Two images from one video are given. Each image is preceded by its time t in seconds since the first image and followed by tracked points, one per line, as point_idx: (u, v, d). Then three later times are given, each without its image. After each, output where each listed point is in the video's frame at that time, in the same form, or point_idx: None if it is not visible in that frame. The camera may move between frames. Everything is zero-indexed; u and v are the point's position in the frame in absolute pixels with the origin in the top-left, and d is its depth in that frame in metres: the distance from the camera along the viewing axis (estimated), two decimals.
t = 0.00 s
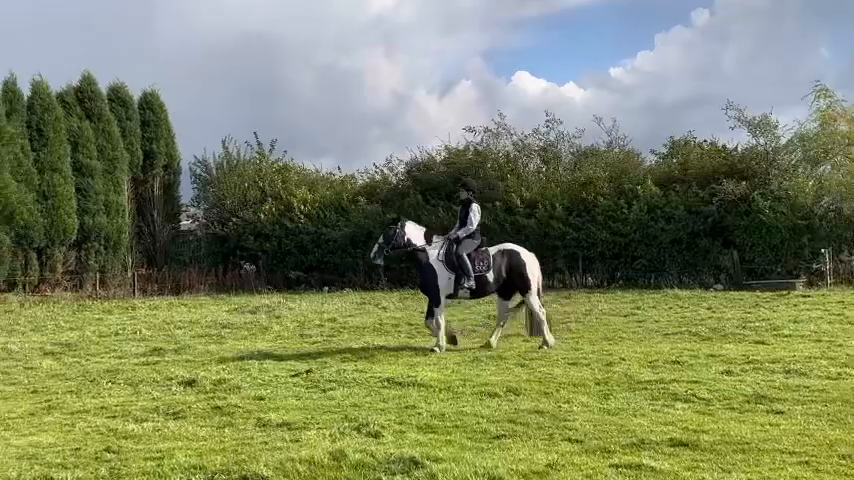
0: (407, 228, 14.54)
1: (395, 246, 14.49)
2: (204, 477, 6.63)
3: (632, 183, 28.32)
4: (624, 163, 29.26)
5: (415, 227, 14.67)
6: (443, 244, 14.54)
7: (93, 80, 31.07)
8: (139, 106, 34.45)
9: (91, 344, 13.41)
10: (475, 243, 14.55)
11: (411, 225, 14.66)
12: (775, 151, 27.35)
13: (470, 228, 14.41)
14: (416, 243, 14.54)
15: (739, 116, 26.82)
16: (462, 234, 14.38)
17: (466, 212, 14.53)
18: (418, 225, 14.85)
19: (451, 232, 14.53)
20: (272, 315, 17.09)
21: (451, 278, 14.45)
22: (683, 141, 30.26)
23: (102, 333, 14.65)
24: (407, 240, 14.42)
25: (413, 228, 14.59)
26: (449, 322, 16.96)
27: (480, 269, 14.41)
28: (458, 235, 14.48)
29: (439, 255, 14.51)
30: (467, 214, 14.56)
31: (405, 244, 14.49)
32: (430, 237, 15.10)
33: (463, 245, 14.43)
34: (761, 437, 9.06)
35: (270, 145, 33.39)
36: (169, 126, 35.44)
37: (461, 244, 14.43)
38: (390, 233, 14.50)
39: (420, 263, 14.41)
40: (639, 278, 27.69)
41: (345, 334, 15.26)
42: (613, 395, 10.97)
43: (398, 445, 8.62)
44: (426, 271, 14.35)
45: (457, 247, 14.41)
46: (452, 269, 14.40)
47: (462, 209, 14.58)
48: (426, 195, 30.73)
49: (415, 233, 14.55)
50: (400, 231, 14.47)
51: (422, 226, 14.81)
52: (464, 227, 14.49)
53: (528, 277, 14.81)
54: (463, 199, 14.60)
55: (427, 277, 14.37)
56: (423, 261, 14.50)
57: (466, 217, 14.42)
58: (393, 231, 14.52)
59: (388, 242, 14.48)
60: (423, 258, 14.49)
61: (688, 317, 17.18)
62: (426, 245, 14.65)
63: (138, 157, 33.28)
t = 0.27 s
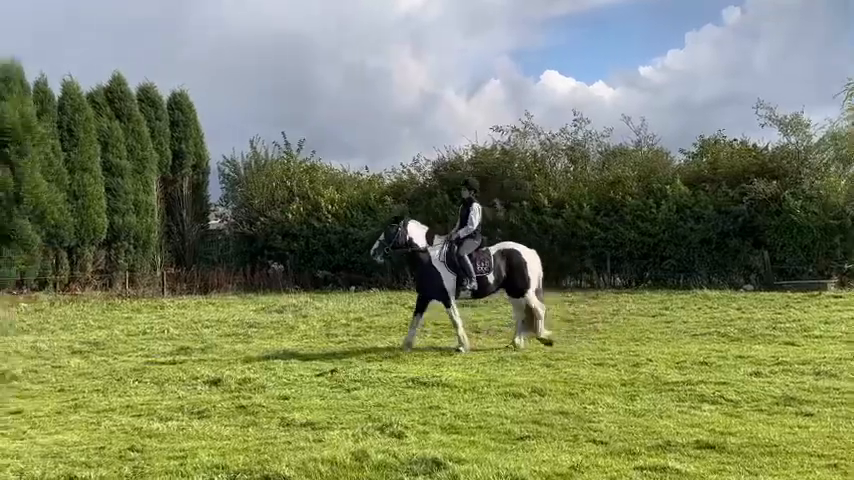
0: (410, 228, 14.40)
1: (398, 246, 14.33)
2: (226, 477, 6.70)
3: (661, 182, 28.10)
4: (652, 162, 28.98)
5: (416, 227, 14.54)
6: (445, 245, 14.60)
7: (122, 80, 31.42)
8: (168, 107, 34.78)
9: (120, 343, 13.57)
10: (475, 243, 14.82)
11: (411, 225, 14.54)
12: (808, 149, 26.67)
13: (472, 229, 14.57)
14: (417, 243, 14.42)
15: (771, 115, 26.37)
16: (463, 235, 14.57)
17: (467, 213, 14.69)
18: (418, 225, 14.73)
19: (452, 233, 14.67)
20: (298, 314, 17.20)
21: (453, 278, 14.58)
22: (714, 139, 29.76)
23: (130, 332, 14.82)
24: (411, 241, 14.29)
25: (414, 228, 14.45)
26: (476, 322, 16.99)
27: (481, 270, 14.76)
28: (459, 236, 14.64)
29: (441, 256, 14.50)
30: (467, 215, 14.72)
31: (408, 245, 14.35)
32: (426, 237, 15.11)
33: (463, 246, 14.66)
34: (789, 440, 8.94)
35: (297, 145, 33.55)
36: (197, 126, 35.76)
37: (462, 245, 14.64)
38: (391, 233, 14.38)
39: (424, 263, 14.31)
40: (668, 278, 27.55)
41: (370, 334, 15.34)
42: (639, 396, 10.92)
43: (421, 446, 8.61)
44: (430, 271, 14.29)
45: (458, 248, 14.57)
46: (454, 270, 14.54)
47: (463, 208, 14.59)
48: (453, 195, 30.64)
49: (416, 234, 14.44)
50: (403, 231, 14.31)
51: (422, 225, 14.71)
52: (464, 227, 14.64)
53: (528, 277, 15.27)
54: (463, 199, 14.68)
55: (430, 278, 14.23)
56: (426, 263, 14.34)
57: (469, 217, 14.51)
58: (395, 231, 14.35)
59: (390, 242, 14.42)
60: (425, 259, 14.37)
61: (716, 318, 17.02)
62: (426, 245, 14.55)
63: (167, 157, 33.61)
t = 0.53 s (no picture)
0: (408, 227, 14.54)
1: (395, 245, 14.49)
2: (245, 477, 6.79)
3: (689, 181, 27.87)
4: (680, 160, 28.73)
5: (415, 226, 14.65)
6: (443, 244, 14.54)
7: (150, 80, 31.78)
8: (196, 106, 35.07)
9: (145, 341, 13.74)
10: (475, 243, 14.63)
11: (410, 224, 14.66)
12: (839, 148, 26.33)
13: (470, 228, 14.44)
14: (416, 242, 14.52)
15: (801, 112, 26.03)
16: (461, 234, 14.44)
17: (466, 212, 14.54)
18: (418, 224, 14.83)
19: (451, 232, 14.56)
20: (322, 313, 17.29)
21: (451, 278, 14.53)
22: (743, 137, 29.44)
23: (157, 330, 15.01)
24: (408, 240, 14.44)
25: (413, 227, 14.61)
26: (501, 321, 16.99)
27: (480, 270, 14.56)
28: (458, 235, 14.51)
29: (438, 256, 14.49)
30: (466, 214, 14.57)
31: (405, 244, 14.50)
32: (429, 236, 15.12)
33: (462, 246, 14.50)
34: (815, 442, 8.84)
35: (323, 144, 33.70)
36: (225, 125, 36.03)
37: (460, 244, 14.49)
38: (389, 231, 14.52)
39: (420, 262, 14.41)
40: (696, 277, 27.35)
41: (394, 333, 15.38)
42: (663, 397, 10.85)
43: (441, 446, 8.62)
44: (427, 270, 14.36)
45: (456, 248, 14.45)
46: (452, 269, 14.45)
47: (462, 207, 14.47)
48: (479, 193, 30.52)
49: (414, 233, 14.56)
50: (401, 230, 14.47)
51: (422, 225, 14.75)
52: (463, 227, 14.52)
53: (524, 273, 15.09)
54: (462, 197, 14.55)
55: (428, 278, 14.45)
56: (424, 262, 14.52)
57: (467, 216, 14.38)
58: (393, 230, 14.50)
59: (387, 241, 14.47)
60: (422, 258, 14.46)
61: (744, 318, 16.83)
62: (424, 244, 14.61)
63: (194, 156, 33.92)
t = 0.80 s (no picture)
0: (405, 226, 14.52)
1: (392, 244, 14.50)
2: (263, 475, 6.88)
3: (716, 178, 27.61)
4: (708, 158, 28.48)
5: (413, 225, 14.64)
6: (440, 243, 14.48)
7: (178, 79, 32.20)
8: (222, 105, 35.43)
9: (170, 339, 13.93)
10: (473, 241, 14.53)
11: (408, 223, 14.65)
12: None
13: (469, 226, 14.36)
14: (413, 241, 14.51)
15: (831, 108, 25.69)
16: (460, 233, 14.35)
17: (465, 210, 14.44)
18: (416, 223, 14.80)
19: (449, 231, 14.48)
20: (346, 311, 17.39)
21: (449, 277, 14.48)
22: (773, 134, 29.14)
23: (182, 327, 15.20)
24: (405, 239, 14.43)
25: (410, 226, 14.62)
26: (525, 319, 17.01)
27: (478, 268, 14.49)
28: (456, 234, 14.43)
29: (436, 255, 14.44)
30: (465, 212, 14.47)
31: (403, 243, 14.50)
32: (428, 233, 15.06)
33: (460, 244, 14.41)
34: (840, 442, 8.75)
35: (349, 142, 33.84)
36: (251, 124, 36.33)
37: (458, 243, 14.41)
38: (386, 231, 14.49)
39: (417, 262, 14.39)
40: (723, 275, 27.24)
41: (417, 331, 15.44)
42: (687, 396, 10.78)
43: (461, 444, 8.63)
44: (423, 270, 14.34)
45: (454, 247, 14.37)
46: (449, 268, 14.40)
47: (460, 206, 14.41)
48: (504, 191, 30.44)
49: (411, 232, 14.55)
50: (398, 229, 14.46)
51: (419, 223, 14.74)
52: (462, 225, 14.43)
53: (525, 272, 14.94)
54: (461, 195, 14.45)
55: (424, 278, 14.38)
56: (420, 261, 14.47)
57: (466, 215, 14.32)
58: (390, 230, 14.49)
59: (385, 239, 14.48)
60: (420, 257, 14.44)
61: (772, 316, 16.65)
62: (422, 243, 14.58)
63: (221, 155, 34.25)
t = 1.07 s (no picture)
0: (404, 224, 14.45)
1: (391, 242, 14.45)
2: (284, 472, 6.97)
3: (743, 175, 27.33)
4: (734, 154, 28.24)
5: (412, 223, 14.54)
6: (437, 241, 14.26)
7: (203, 78, 32.50)
8: (247, 104, 35.69)
9: (195, 336, 14.08)
10: (470, 239, 14.25)
11: (407, 220, 14.54)
12: None
13: (467, 224, 14.16)
14: (411, 239, 14.39)
15: None
16: (456, 230, 14.10)
17: (462, 207, 14.18)
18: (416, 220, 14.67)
19: (446, 228, 14.24)
20: (370, 308, 17.47)
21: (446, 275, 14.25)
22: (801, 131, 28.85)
23: (207, 325, 15.36)
24: (403, 236, 14.36)
25: (408, 224, 14.46)
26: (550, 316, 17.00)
27: (475, 266, 14.20)
28: (453, 231, 14.18)
29: (432, 253, 14.25)
30: (463, 208, 14.21)
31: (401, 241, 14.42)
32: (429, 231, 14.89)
33: (457, 242, 14.15)
34: None
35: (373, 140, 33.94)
36: (277, 123, 36.55)
37: (454, 240, 14.14)
38: (385, 229, 14.47)
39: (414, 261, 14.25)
40: (750, 273, 26.97)
41: (440, 329, 15.49)
42: (711, 394, 10.71)
43: (482, 442, 8.64)
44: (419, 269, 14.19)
45: (450, 244, 14.11)
46: (446, 267, 14.16)
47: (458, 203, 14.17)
48: (529, 189, 30.35)
49: (410, 229, 14.44)
50: (396, 228, 14.40)
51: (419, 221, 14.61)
52: (459, 223, 14.20)
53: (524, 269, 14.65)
54: (459, 192, 14.19)
55: (422, 277, 14.22)
56: (417, 259, 14.29)
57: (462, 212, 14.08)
58: (388, 228, 14.44)
59: (384, 237, 14.48)
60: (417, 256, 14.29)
61: (799, 314, 16.49)
62: (420, 241, 14.44)
63: (246, 153, 34.49)
